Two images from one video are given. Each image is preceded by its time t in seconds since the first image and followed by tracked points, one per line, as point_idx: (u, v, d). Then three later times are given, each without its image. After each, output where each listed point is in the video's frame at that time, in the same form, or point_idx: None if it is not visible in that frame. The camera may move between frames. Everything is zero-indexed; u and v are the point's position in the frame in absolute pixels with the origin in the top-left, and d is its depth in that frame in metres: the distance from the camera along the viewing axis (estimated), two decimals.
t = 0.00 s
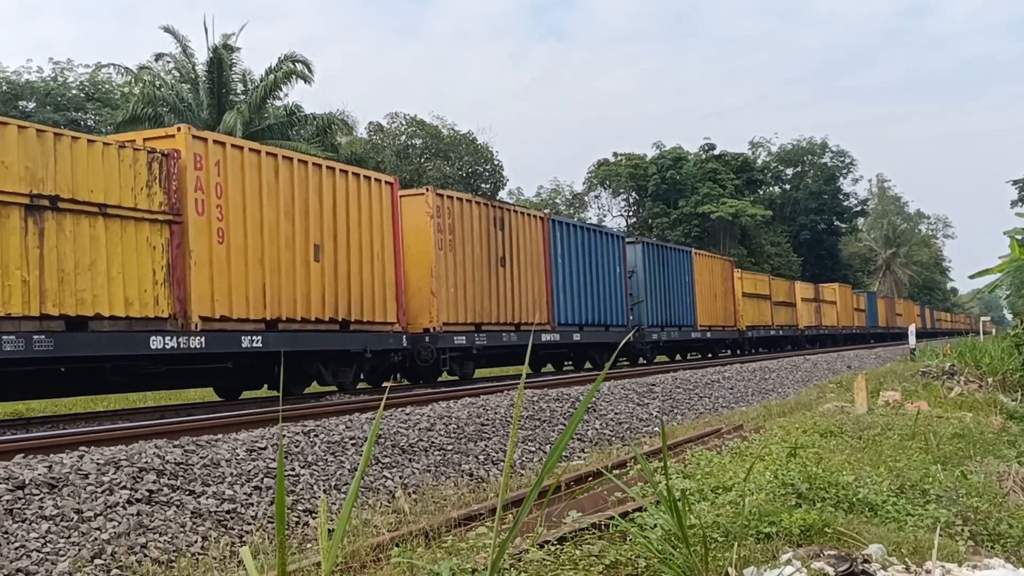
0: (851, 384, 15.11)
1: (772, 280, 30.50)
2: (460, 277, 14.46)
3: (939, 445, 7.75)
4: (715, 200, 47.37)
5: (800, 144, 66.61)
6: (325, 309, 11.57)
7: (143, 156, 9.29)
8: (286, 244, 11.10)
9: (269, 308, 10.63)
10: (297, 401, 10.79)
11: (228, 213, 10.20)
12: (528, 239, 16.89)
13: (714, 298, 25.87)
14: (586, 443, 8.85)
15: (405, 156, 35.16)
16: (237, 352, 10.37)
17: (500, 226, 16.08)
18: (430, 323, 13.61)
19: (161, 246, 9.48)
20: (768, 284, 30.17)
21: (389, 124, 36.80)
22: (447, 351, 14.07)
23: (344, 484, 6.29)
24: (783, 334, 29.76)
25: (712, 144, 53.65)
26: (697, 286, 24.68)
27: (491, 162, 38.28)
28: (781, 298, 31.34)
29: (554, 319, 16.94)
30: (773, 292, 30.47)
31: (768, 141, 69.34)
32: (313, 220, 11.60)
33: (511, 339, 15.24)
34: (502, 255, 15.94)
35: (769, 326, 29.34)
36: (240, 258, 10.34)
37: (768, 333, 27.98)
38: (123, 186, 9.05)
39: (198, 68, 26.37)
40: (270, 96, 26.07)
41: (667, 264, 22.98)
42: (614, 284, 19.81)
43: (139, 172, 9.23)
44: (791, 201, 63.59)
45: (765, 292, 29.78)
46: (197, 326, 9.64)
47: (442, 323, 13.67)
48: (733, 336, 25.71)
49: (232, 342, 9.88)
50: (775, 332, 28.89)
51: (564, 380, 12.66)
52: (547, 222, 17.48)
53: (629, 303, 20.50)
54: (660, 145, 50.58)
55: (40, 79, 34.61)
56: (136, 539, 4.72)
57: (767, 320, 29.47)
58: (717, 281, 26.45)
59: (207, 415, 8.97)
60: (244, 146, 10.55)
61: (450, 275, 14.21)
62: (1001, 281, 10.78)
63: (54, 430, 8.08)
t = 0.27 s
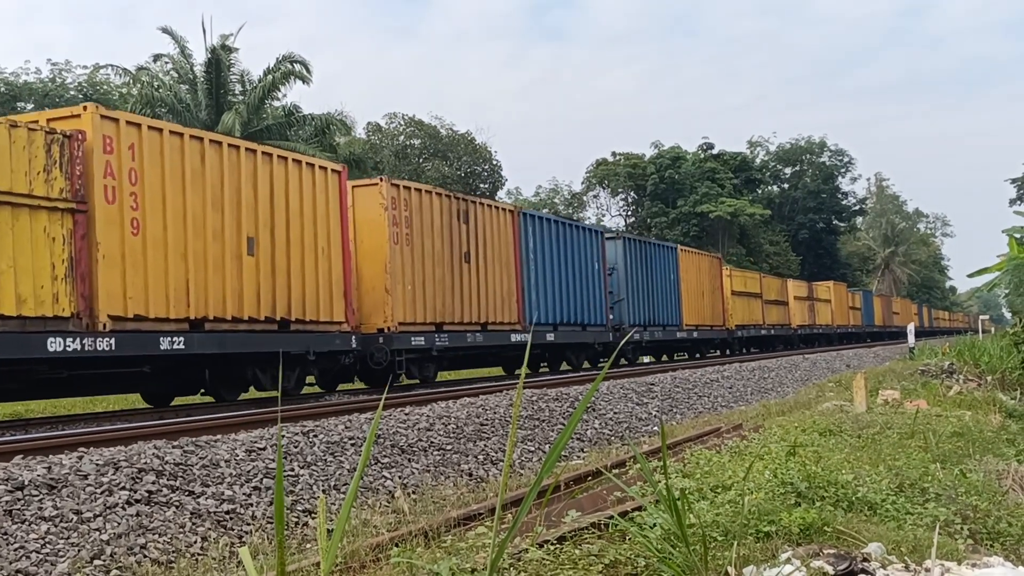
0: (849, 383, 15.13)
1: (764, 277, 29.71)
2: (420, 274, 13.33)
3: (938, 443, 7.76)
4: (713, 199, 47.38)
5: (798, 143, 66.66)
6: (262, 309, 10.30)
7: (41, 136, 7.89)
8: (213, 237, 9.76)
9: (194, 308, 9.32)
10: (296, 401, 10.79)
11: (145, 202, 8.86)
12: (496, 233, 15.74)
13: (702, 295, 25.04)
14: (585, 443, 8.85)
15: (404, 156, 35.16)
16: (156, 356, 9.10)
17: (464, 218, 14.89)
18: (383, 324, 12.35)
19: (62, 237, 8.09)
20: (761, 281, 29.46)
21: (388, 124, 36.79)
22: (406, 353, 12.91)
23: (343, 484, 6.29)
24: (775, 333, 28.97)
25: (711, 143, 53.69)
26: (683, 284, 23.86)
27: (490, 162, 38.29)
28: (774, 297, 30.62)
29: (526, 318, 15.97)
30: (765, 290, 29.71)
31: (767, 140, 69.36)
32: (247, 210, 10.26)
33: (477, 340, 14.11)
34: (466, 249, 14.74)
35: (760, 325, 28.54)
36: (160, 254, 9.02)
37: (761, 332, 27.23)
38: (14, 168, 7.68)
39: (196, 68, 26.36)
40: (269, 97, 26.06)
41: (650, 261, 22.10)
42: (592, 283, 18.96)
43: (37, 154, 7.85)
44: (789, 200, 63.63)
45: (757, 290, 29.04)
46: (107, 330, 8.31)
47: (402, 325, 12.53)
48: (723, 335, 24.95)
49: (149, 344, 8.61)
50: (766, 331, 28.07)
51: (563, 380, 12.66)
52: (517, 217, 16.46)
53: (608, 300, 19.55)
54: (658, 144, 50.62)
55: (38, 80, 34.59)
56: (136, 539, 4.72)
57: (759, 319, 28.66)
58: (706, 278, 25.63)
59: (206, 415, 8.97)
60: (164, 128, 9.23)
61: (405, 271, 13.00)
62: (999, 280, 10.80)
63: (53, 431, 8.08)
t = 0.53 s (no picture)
0: (851, 383, 15.12)
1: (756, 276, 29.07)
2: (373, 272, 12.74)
3: (940, 443, 7.76)
4: (715, 200, 47.37)
5: (800, 144, 66.63)
6: (192, 309, 9.64)
7: None
8: (135, 229, 9.09)
9: (111, 307, 8.66)
10: (299, 403, 10.80)
11: (54, 192, 8.22)
12: (462, 228, 15.06)
13: (691, 295, 24.40)
14: (588, 444, 8.85)
15: (405, 158, 35.19)
16: (70, 362, 8.40)
17: (425, 213, 14.21)
18: (337, 324, 11.96)
19: None
20: (753, 280, 28.87)
21: (389, 126, 36.82)
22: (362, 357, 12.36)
23: (345, 486, 6.30)
24: (768, 334, 28.34)
25: (712, 144, 53.70)
26: (670, 284, 23.24)
27: (492, 163, 38.31)
28: (768, 297, 30.02)
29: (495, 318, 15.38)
30: (758, 290, 29.08)
31: (768, 141, 69.36)
32: (174, 202, 9.59)
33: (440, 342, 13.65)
34: (426, 246, 14.08)
35: (753, 325, 27.91)
36: (73, 248, 8.37)
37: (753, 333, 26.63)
38: None
39: (198, 71, 26.40)
40: (270, 99, 26.11)
41: (635, 259, 21.45)
42: (571, 281, 18.30)
43: None
44: (791, 200, 63.62)
45: (749, 290, 28.42)
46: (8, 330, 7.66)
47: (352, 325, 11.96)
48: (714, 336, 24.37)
49: (56, 349, 7.93)
50: (758, 331, 27.46)
51: (565, 381, 12.67)
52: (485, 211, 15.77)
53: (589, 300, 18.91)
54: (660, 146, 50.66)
55: (41, 83, 34.68)
56: (139, 542, 4.73)
57: (751, 319, 28.03)
58: (695, 278, 24.99)
59: (209, 418, 8.99)
60: (76, 111, 8.52)
61: (356, 269, 12.34)
62: (1001, 280, 10.79)
63: (56, 434, 8.09)
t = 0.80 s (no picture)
0: (848, 379, 15.14)
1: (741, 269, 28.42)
2: (312, 264, 11.57)
3: (936, 438, 7.77)
4: (711, 196, 47.41)
5: (796, 139, 66.68)
6: (89, 306, 8.45)
7: None
8: (19, 218, 7.89)
9: None
10: (295, 401, 10.80)
11: None
12: (418, 218, 13.90)
13: (673, 289, 23.61)
14: (584, 440, 8.84)
15: (401, 154, 35.14)
16: None
17: (374, 202, 13.04)
18: (269, 322, 10.74)
19: None
20: (739, 275, 28.29)
21: (385, 122, 36.76)
22: (300, 357, 11.26)
23: (343, 484, 6.29)
24: (755, 330, 27.68)
25: (708, 140, 53.71)
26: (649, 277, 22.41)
27: (488, 159, 38.28)
28: (755, 291, 29.44)
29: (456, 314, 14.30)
30: (744, 284, 28.45)
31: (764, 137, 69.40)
32: (69, 186, 8.38)
33: (391, 340, 12.59)
34: (375, 237, 12.89)
35: (738, 321, 27.23)
36: None
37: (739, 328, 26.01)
38: None
39: (193, 68, 26.32)
40: (266, 96, 26.06)
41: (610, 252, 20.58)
42: (542, 275, 17.33)
43: None
44: (787, 196, 63.70)
45: (735, 285, 27.80)
46: None
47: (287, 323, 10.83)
48: (700, 332, 23.71)
49: None
50: (743, 327, 26.80)
51: (562, 378, 12.67)
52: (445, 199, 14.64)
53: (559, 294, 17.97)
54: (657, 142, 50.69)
55: (35, 81, 34.59)
56: (136, 540, 4.72)
57: (736, 314, 27.34)
58: (678, 271, 24.18)
59: (205, 416, 8.98)
60: None
61: (291, 262, 11.16)
62: (997, 275, 10.80)
63: (52, 432, 8.07)
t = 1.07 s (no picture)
0: (848, 379, 15.14)
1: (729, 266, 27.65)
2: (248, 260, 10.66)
3: (936, 439, 7.77)
4: (711, 196, 47.42)
5: (797, 139, 66.68)
6: None
7: None
8: None
9: None
10: (296, 400, 10.81)
11: None
12: (371, 209, 12.90)
13: (659, 288, 22.69)
14: (584, 440, 8.84)
15: (402, 154, 35.13)
16: None
17: (321, 191, 12.03)
18: (196, 322, 9.84)
19: None
20: (730, 274, 27.58)
21: (386, 122, 36.74)
22: (234, 360, 10.38)
23: (342, 483, 6.29)
24: (745, 330, 26.92)
25: (709, 140, 53.71)
26: (633, 275, 21.49)
27: (488, 159, 38.27)
28: (745, 291, 28.71)
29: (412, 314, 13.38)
30: (732, 282, 27.71)
31: (765, 137, 69.35)
32: None
33: (339, 341, 11.67)
34: (321, 230, 11.91)
35: (727, 321, 26.44)
36: None
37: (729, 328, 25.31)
38: None
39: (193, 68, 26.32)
40: (266, 96, 26.05)
41: (590, 249, 19.56)
42: (512, 272, 16.35)
43: None
44: (787, 196, 63.71)
45: (724, 284, 27.06)
46: None
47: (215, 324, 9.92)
48: (688, 333, 22.87)
49: None
50: (732, 327, 26.01)
51: (562, 378, 12.66)
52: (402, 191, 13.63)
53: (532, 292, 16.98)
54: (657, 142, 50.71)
55: (36, 80, 34.59)
56: (136, 539, 4.72)
57: (725, 314, 26.56)
58: (664, 268, 23.29)
59: (206, 415, 8.99)
60: None
61: (220, 256, 10.23)
62: (998, 275, 10.80)
63: (52, 432, 8.08)
